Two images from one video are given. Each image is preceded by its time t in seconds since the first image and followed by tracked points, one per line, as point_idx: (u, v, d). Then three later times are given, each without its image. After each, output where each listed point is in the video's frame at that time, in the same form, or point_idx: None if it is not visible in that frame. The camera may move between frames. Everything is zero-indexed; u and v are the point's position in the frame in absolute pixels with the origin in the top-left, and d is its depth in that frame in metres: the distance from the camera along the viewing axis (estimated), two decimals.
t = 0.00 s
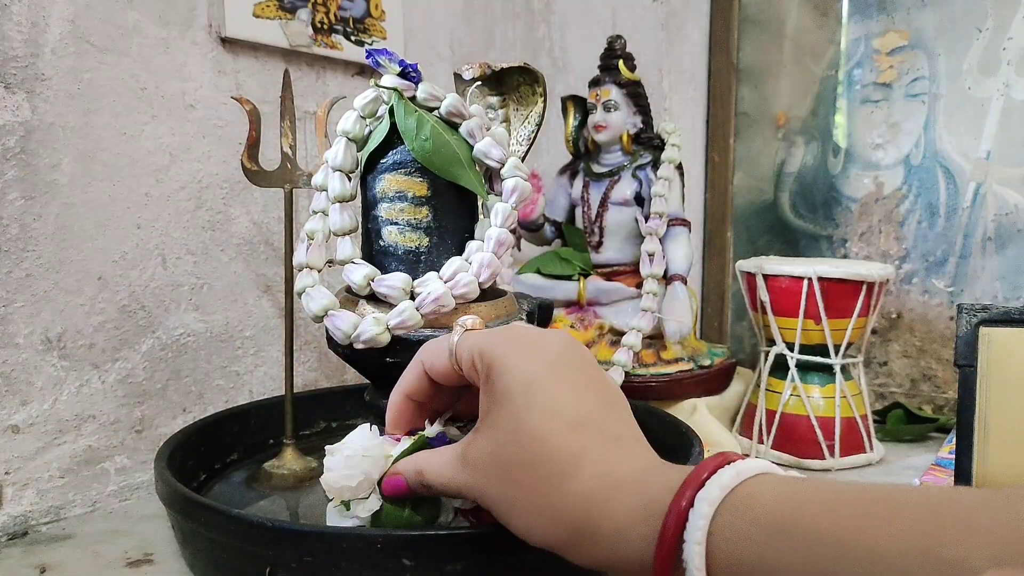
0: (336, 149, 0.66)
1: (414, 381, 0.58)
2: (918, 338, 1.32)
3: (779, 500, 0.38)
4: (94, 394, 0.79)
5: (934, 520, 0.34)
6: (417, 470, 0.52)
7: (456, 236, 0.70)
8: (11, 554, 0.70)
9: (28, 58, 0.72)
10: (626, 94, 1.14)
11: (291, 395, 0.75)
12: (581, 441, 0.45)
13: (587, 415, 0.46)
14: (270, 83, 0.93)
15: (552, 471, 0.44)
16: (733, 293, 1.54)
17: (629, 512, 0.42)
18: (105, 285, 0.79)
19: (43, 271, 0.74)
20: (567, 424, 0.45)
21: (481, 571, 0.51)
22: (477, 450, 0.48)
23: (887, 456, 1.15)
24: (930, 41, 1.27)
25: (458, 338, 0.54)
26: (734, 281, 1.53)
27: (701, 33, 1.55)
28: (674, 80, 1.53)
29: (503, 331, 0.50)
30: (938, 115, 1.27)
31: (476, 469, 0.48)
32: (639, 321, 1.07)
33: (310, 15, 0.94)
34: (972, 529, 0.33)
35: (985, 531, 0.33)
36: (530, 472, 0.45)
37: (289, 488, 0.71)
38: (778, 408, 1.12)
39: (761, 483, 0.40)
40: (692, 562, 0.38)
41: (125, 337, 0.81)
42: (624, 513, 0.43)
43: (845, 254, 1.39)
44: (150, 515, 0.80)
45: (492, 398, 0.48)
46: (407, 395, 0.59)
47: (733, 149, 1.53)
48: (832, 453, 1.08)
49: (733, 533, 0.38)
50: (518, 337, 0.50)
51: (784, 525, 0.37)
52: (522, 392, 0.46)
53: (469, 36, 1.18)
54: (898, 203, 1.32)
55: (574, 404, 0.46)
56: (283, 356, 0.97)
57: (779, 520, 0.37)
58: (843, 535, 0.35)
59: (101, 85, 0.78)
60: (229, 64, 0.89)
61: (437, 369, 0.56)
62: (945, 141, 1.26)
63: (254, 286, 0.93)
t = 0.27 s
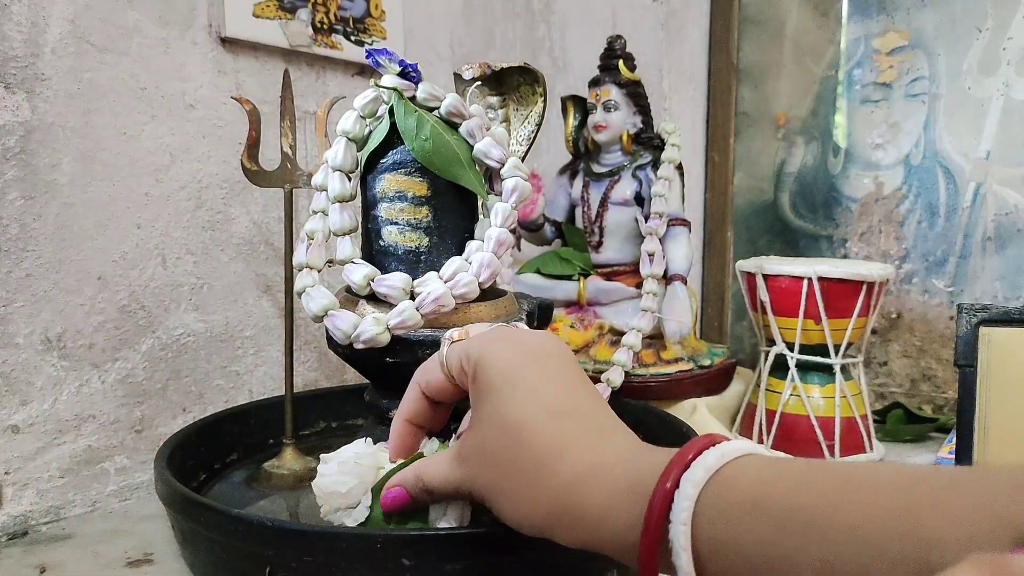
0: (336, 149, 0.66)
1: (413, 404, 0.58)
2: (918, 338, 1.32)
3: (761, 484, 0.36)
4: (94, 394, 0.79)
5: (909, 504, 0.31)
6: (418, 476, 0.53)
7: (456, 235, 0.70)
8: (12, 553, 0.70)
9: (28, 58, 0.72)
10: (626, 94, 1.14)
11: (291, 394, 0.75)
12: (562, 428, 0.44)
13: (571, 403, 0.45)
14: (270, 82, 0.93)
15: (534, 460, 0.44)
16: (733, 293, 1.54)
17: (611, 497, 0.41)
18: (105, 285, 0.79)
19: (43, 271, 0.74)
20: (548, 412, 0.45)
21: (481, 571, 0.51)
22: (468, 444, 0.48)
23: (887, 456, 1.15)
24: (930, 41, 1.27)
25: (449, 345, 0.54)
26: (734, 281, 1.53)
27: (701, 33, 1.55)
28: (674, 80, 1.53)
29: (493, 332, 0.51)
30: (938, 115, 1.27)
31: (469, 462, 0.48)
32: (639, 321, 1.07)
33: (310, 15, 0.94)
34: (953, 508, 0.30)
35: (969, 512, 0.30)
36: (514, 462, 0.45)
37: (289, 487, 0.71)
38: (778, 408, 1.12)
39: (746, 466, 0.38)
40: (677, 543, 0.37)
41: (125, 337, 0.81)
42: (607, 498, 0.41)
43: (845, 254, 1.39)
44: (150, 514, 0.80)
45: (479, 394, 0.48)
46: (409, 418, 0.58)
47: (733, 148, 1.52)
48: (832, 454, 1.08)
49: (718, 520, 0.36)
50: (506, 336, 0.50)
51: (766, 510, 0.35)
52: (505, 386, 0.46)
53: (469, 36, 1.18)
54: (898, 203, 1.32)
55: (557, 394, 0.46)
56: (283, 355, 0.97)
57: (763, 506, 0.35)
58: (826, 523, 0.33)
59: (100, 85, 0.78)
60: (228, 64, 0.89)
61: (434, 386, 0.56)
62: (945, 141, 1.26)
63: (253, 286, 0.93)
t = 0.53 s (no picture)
0: (336, 148, 0.66)
1: (412, 404, 0.54)
2: (918, 337, 1.32)
3: (791, 471, 0.36)
4: (94, 393, 0.79)
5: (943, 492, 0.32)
6: (416, 472, 0.51)
7: (456, 235, 0.70)
8: (12, 554, 0.70)
9: (28, 58, 0.72)
10: (626, 94, 1.14)
11: (291, 394, 0.75)
12: (574, 418, 0.44)
13: (580, 393, 0.45)
14: (270, 82, 0.93)
15: (547, 449, 0.43)
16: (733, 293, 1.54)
17: (628, 481, 0.41)
18: (105, 285, 0.79)
19: (42, 271, 0.74)
20: (559, 401, 0.45)
21: (481, 572, 0.51)
22: (478, 438, 0.47)
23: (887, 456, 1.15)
24: (929, 41, 1.27)
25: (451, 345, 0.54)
26: (734, 281, 1.53)
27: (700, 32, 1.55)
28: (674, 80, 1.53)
29: (498, 329, 0.51)
30: (938, 115, 1.27)
31: (474, 456, 0.47)
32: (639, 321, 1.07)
33: (310, 15, 0.93)
34: (974, 494, 0.31)
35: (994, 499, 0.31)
36: (527, 451, 0.44)
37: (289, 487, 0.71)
38: (778, 408, 1.12)
39: (774, 452, 0.38)
40: (704, 530, 0.36)
41: (125, 337, 0.81)
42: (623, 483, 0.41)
43: (845, 254, 1.39)
44: (150, 514, 0.80)
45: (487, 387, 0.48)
46: (403, 416, 0.55)
47: (732, 148, 1.52)
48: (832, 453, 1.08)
49: (747, 508, 0.36)
50: (512, 333, 0.50)
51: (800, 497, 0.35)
52: (515, 380, 0.46)
53: (469, 36, 1.18)
54: (898, 203, 1.32)
55: (567, 385, 0.46)
56: (283, 355, 0.97)
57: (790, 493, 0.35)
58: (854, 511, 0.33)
59: (100, 85, 0.78)
60: (228, 64, 0.89)
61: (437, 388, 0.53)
62: (945, 141, 1.27)
63: (253, 286, 0.93)
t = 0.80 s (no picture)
0: (336, 148, 0.66)
1: (419, 398, 0.54)
2: (918, 337, 1.32)
3: (822, 454, 0.35)
4: (94, 393, 0.79)
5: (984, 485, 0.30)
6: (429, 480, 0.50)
7: (456, 235, 0.70)
8: (11, 553, 0.70)
9: (28, 58, 0.72)
10: (625, 93, 1.14)
11: (290, 394, 0.75)
12: (588, 406, 0.44)
13: (595, 383, 0.45)
14: (270, 82, 0.93)
15: (564, 438, 0.43)
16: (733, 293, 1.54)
17: (647, 466, 0.40)
18: (105, 285, 0.79)
19: (42, 271, 0.74)
20: (575, 390, 0.45)
21: (483, 572, 0.51)
22: (496, 433, 0.46)
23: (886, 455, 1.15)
24: (930, 41, 1.27)
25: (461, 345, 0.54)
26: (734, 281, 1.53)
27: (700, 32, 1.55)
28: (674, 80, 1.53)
29: (513, 323, 0.51)
30: (938, 115, 1.27)
31: (490, 452, 0.47)
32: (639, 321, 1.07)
33: (309, 15, 0.93)
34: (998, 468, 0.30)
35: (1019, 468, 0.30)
36: (547, 441, 0.44)
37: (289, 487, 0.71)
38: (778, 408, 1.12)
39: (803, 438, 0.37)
40: (731, 513, 0.35)
41: (125, 337, 0.81)
42: (643, 469, 0.40)
43: (845, 254, 1.39)
44: (150, 514, 0.80)
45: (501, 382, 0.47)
46: (409, 409, 0.54)
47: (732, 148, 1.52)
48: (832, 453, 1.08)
49: (776, 494, 0.35)
50: (523, 326, 0.50)
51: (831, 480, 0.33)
52: (529, 371, 0.46)
53: (469, 36, 1.18)
54: (898, 203, 1.32)
55: (579, 376, 0.46)
56: (282, 355, 0.97)
57: (814, 475, 0.34)
58: (879, 486, 0.32)
59: (100, 85, 0.78)
60: (228, 64, 0.89)
61: (446, 381, 0.53)
62: (944, 141, 1.27)
63: (253, 286, 0.93)
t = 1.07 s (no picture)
0: (336, 148, 0.66)
1: (448, 365, 0.54)
2: (918, 337, 1.32)
3: (869, 418, 0.34)
4: (94, 393, 0.79)
5: None
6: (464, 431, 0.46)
7: (456, 235, 0.70)
8: (11, 553, 0.70)
9: (28, 58, 0.72)
10: (625, 93, 1.14)
11: (290, 394, 0.75)
12: (634, 367, 0.40)
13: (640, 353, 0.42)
14: (270, 82, 0.93)
15: (606, 406, 0.39)
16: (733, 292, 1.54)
17: (696, 434, 0.37)
18: (105, 285, 0.79)
19: (42, 270, 0.74)
20: (620, 359, 0.41)
21: (483, 571, 0.51)
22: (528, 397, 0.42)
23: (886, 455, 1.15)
24: (930, 41, 1.28)
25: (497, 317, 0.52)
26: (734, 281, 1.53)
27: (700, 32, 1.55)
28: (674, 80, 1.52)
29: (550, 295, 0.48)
30: (938, 115, 1.27)
31: (520, 418, 0.43)
32: (639, 321, 1.07)
33: (309, 14, 0.93)
34: None
35: None
36: (585, 408, 0.40)
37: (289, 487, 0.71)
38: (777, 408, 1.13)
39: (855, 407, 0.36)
40: (772, 477, 0.34)
41: (125, 337, 0.81)
42: (692, 431, 0.37)
43: (844, 253, 1.39)
44: (150, 514, 0.80)
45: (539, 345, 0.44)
46: (435, 377, 0.54)
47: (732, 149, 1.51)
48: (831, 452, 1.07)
49: (817, 456, 0.34)
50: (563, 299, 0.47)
51: (873, 444, 0.32)
52: (567, 335, 0.43)
53: (469, 36, 1.18)
54: (898, 203, 1.32)
55: (624, 345, 0.42)
56: (282, 355, 0.97)
57: (867, 440, 0.33)
58: (934, 454, 0.31)
59: (100, 84, 0.78)
60: (228, 64, 0.89)
61: (476, 349, 0.52)
62: (944, 142, 1.27)
63: (253, 285, 0.93)
